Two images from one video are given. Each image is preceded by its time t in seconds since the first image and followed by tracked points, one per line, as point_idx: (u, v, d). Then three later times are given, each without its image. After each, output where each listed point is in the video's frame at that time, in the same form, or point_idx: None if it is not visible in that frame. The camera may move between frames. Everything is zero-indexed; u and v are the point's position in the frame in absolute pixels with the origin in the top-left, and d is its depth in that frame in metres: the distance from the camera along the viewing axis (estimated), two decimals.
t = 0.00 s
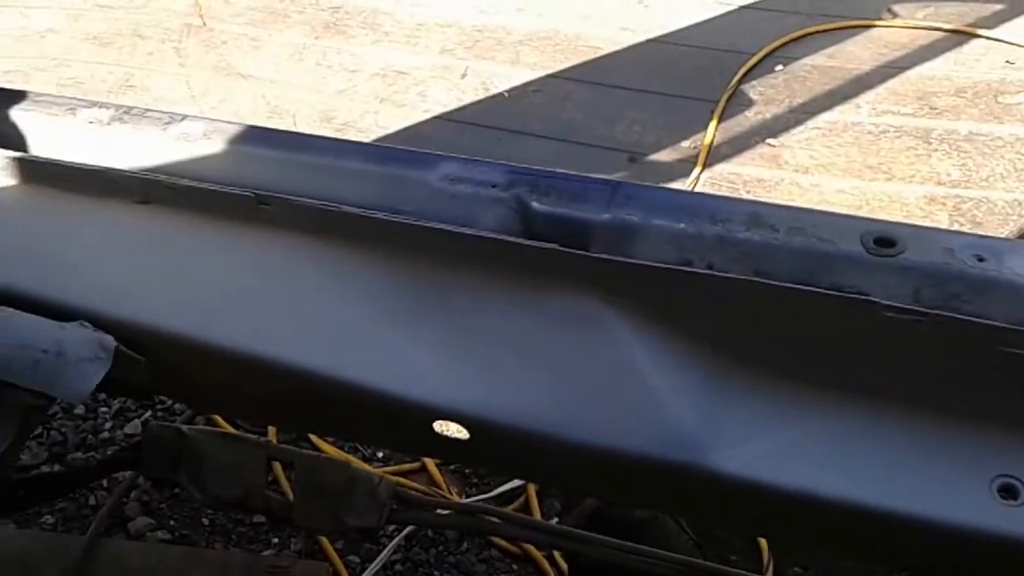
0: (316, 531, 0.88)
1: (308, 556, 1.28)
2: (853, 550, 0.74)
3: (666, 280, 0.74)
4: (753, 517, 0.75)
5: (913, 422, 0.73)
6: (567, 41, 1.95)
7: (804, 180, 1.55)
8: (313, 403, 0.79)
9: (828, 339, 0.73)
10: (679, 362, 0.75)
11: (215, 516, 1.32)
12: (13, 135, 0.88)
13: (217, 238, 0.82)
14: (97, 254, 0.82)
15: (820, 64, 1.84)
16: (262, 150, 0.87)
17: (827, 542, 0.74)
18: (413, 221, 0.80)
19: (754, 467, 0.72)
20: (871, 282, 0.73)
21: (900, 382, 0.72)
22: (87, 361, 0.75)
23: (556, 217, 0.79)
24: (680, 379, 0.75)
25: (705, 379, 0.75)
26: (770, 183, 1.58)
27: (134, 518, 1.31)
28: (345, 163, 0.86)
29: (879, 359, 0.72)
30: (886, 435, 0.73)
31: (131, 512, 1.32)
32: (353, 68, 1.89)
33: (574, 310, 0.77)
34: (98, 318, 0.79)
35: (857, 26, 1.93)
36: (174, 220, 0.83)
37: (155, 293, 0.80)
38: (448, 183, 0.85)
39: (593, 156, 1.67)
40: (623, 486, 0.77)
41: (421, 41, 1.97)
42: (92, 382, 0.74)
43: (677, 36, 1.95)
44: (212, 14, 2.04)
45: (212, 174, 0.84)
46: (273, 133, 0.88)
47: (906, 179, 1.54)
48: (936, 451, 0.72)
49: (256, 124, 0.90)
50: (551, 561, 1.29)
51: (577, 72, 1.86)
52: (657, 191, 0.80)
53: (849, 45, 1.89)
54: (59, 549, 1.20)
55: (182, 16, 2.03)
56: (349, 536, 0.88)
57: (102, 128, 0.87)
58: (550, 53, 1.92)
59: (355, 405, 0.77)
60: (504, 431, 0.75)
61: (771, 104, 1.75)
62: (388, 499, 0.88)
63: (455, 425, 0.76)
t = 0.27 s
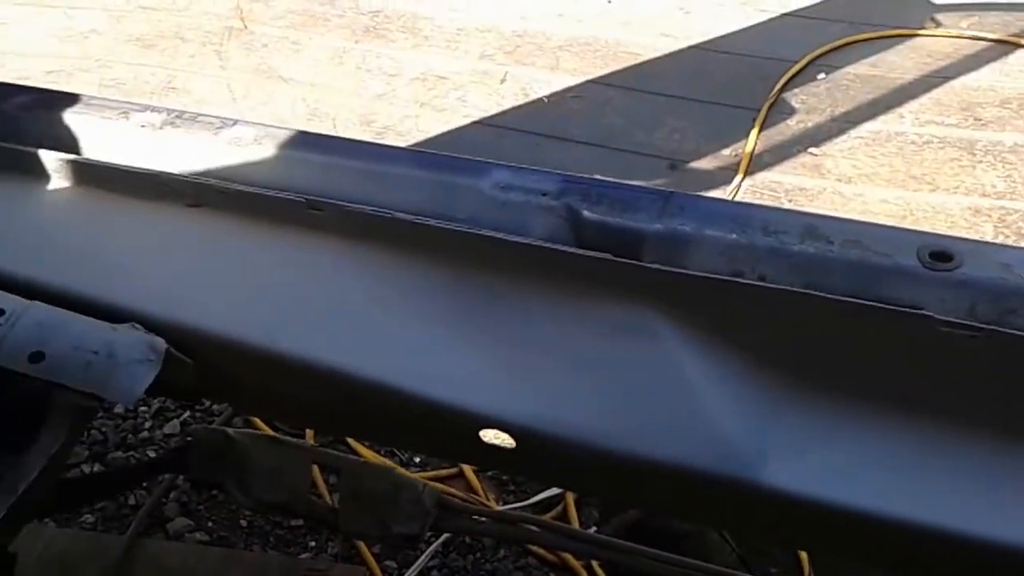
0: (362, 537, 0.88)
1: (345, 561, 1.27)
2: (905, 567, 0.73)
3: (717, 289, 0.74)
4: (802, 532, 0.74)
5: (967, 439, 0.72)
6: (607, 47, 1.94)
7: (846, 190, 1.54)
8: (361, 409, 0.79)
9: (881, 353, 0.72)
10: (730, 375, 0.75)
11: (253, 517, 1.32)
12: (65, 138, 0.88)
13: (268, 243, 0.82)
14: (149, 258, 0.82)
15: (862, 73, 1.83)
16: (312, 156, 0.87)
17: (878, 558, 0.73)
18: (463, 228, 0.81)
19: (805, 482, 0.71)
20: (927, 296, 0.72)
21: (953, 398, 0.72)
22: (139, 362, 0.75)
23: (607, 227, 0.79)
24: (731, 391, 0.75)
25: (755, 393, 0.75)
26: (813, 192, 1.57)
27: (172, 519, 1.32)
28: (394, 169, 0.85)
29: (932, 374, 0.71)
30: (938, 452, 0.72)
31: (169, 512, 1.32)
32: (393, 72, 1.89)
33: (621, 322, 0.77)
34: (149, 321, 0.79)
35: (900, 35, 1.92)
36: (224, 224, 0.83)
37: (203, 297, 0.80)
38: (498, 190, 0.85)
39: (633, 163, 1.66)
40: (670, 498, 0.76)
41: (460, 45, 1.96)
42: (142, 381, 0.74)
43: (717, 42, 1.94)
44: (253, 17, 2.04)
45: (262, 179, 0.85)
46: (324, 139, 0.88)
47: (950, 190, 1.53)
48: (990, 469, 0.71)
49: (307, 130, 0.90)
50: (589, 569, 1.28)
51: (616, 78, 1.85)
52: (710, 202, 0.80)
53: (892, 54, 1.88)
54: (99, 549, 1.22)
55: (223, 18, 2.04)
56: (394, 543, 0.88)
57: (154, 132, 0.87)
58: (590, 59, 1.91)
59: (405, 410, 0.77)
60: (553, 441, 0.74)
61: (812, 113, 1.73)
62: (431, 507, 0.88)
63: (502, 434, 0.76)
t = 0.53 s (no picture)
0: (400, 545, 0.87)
1: (378, 565, 1.27)
2: None
3: (770, 301, 0.74)
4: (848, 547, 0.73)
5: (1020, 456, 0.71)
6: (642, 52, 1.94)
7: (886, 199, 1.54)
8: (402, 414, 0.78)
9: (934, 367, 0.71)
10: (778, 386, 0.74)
11: (286, 520, 1.32)
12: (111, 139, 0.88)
13: (314, 247, 0.83)
14: (194, 260, 0.82)
15: (901, 81, 1.82)
16: (359, 160, 0.87)
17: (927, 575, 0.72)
18: (507, 233, 0.81)
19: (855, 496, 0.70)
20: (980, 309, 0.72)
21: (1006, 414, 0.71)
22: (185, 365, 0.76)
23: (654, 236, 0.79)
24: (779, 403, 0.74)
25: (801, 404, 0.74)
26: (851, 201, 1.57)
27: (206, 520, 1.31)
28: (439, 174, 0.85)
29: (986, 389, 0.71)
30: (991, 468, 0.71)
31: (203, 513, 1.32)
32: (428, 75, 1.89)
33: (666, 330, 0.77)
34: (194, 322, 0.79)
35: (939, 43, 1.92)
36: (271, 228, 0.84)
37: (247, 298, 0.80)
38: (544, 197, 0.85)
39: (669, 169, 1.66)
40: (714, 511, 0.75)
41: (495, 49, 1.96)
42: (189, 383, 0.75)
43: (753, 49, 1.93)
44: (289, 19, 2.05)
45: (308, 182, 0.85)
46: (371, 144, 0.88)
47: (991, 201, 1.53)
48: None
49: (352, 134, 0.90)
50: None
51: (652, 84, 1.85)
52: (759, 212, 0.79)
53: (931, 62, 1.87)
54: (134, 547, 1.22)
55: (259, 20, 2.05)
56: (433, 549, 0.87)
57: (199, 134, 0.87)
58: (626, 64, 1.90)
59: (445, 417, 0.76)
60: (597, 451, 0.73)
61: (850, 121, 1.73)
62: (472, 514, 0.88)
63: (546, 442, 0.75)
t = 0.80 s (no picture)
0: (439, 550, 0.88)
1: (409, 570, 1.26)
2: None
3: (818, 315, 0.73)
4: (886, 556, 0.74)
5: None
6: (676, 57, 1.94)
7: (920, 207, 1.54)
8: (445, 418, 0.79)
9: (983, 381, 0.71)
10: (821, 395, 0.74)
11: (318, 522, 1.31)
12: (157, 142, 0.90)
13: (356, 253, 0.82)
14: (239, 263, 0.83)
15: (937, 89, 1.82)
16: (400, 166, 0.86)
17: None
18: (551, 240, 0.80)
19: (897, 510, 0.71)
20: None
21: None
22: (229, 369, 0.77)
23: (700, 245, 0.78)
24: (822, 412, 0.74)
25: (844, 413, 0.74)
26: (884, 210, 1.58)
27: (239, 520, 1.31)
28: (481, 179, 0.85)
29: None
30: None
31: (235, 513, 1.32)
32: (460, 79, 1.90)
33: (711, 339, 0.76)
34: (241, 324, 0.81)
35: (976, 50, 1.93)
36: (313, 234, 0.83)
37: (292, 303, 0.81)
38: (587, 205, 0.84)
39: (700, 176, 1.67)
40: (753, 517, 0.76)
41: (528, 54, 1.95)
42: (233, 386, 0.75)
43: (788, 55, 1.94)
44: (322, 22, 2.06)
45: (348, 188, 0.85)
46: (412, 149, 0.87)
47: None
48: None
49: (394, 141, 0.90)
50: None
51: (686, 89, 1.85)
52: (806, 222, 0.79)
53: (967, 70, 1.87)
54: (168, 546, 1.21)
55: (293, 23, 2.05)
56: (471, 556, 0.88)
57: (244, 138, 0.88)
58: (659, 71, 1.91)
59: (490, 425, 0.78)
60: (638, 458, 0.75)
61: (885, 128, 1.72)
62: (510, 521, 0.88)
63: (589, 451, 0.76)
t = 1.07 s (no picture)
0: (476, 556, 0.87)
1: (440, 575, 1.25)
2: None
3: (859, 326, 0.73)
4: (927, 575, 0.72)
5: None
6: (711, 65, 1.96)
7: (957, 219, 1.63)
8: (482, 430, 0.78)
9: None
10: (862, 410, 0.74)
11: (350, 525, 1.30)
12: (198, 145, 0.90)
13: (396, 258, 0.82)
14: (277, 267, 0.83)
15: (972, 99, 1.89)
16: (442, 172, 0.87)
17: None
18: (592, 248, 0.80)
19: (940, 525, 0.70)
20: None
21: None
22: (270, 373, 0.77)
23: (742, 254, 0.79)
24: (864, 427, 0.73)
25: (888, 425, 0.73)
26: (921, 219, 1.64)
27: (271, 523, 1.30)
28: (523, 187, 0.86)
29: None
30: None
31: (268, 516, 1.31)
32: (494, 84, 1.90)
33: (750, 349, 0.75)
34: (280, 330, 0.80)
35: (1009, 61, 2.00)
36: (354, 238, 0.83)
37: (331, 308, 0.81)
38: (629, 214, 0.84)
39: (734, 185, 1.67)
40: (790, 534, 0.75)
41: (562, 59, 1.96)
42: (273, 391, 0.75)
43: (825, 63, 1.97)
44: (357, 25, 2.06)
45: (389, 193, 0.85)
46: (454, 156, 0.88)
47: None
48: None
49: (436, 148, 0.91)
50: None
51: (722, 95, 1.88)
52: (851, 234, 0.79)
53: (1001, 82, 1.94)
54: (201, 546, 1.20)
55: (327, 26, 2.06)
56: (508, 564, 0.87)
57: (285, 142, 0.89)
58: (693, 77, 1.92)
59: (527, 435, 0.77)
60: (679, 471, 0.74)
61: (920, 138, 1.80)
62: (547, 528, 0.87)
63: (626, 461, 0.75)
